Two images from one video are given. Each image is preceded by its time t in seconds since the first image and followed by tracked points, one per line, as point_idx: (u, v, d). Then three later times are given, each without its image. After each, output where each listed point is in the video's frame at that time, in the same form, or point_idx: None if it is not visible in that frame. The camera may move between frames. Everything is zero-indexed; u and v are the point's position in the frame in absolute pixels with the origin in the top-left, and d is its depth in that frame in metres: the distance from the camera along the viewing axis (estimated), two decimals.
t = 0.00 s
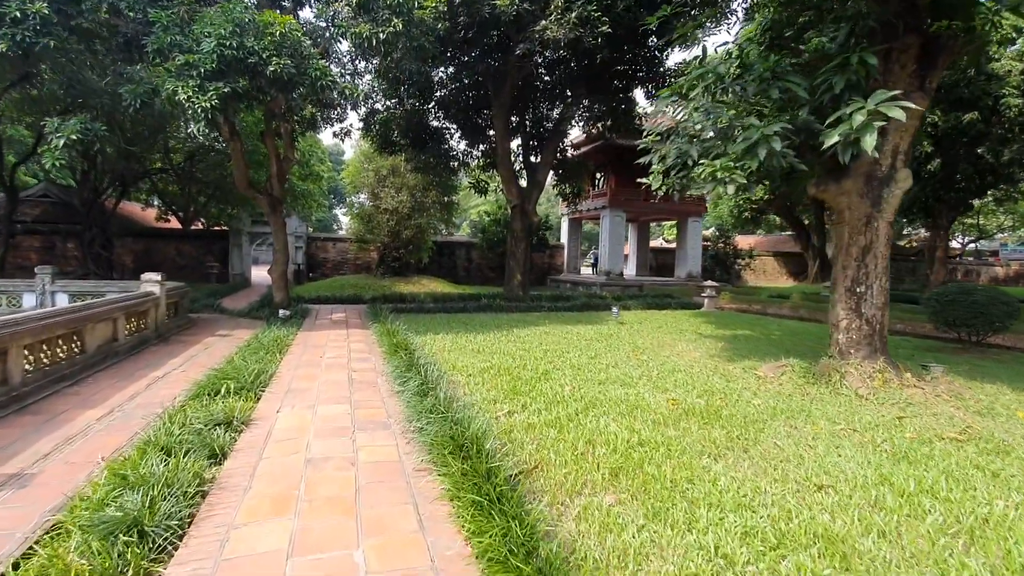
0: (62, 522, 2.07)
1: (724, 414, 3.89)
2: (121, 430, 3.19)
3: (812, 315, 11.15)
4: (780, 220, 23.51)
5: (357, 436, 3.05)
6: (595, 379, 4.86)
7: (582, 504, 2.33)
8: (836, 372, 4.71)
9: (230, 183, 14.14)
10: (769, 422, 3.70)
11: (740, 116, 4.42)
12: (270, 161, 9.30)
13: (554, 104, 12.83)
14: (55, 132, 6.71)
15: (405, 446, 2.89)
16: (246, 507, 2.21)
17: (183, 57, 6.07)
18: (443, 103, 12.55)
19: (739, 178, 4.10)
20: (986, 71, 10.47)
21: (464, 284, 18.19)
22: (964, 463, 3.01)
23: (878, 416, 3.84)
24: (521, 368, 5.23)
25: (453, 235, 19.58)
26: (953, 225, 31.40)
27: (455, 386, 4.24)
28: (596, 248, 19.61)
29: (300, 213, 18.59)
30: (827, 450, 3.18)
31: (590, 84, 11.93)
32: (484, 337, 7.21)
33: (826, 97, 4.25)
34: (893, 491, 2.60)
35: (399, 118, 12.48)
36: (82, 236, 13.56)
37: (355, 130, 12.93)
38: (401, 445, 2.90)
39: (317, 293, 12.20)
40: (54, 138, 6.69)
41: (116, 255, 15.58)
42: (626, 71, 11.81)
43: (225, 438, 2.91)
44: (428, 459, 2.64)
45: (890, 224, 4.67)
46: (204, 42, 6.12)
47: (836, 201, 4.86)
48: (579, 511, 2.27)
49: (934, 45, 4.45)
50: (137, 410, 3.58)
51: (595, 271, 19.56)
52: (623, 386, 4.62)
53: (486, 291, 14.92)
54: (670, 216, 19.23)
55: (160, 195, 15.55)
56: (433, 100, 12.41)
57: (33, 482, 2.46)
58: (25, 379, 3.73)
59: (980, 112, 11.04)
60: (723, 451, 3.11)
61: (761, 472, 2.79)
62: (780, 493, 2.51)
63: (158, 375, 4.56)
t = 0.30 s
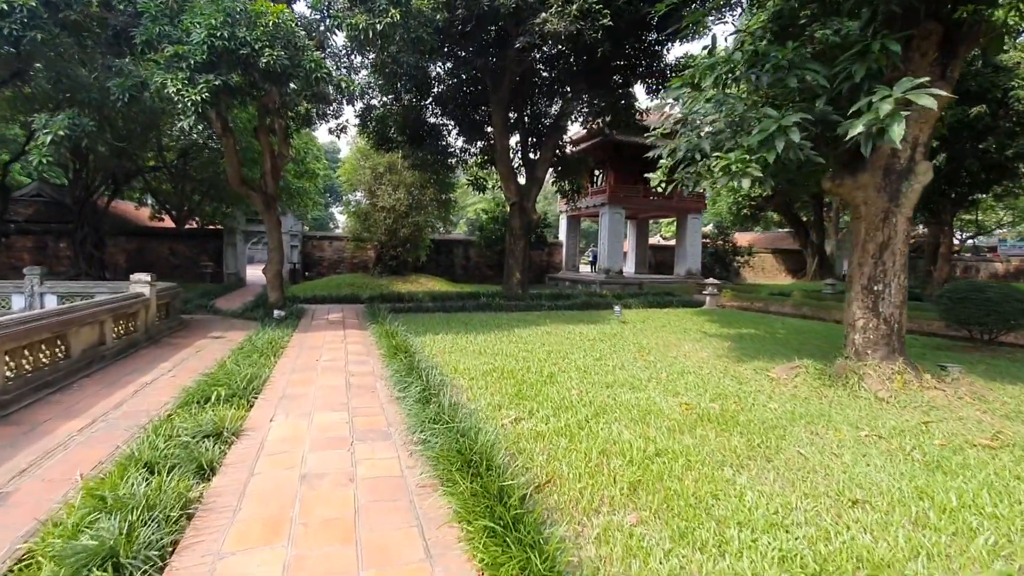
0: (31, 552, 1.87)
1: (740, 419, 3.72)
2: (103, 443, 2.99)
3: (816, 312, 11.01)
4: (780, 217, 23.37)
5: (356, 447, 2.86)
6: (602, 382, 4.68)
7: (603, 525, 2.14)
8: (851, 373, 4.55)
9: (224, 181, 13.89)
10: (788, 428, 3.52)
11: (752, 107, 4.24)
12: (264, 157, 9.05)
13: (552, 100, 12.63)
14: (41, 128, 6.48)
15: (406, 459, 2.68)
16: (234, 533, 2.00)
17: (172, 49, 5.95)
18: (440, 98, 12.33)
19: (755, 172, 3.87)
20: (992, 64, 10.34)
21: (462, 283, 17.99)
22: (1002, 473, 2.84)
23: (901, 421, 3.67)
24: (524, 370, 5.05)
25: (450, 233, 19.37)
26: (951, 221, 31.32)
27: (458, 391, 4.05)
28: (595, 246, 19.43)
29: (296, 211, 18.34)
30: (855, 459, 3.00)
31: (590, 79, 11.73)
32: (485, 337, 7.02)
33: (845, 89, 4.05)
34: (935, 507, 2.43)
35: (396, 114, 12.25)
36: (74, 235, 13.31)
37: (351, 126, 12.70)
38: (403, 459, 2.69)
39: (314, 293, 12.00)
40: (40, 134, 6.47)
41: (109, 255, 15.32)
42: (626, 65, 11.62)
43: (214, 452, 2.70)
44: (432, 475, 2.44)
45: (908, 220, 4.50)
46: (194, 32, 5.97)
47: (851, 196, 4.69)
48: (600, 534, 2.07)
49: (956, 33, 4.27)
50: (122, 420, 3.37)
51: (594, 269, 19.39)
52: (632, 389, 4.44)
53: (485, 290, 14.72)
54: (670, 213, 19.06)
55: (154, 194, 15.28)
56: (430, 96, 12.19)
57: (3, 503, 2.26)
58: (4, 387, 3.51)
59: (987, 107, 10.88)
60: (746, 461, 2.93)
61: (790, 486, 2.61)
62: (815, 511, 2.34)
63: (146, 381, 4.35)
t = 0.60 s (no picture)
0: None
1: (739, 426, 3.61)
2: (63, 463, 2.74)
3: (801, 312, 11.06)
4: (762, 217, 23.56)
5: (340, 464, 2.66)
6: (595, 387, 4.54)
7: (608, 551, 1.99)
8: (847, 377, 4.47)
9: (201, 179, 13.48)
10: (789, 436, 3.41)
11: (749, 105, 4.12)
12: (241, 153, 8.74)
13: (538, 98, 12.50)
14: (3, 122, 6.14)
15: (394, 478, 2.50)
16: (204, 569, 1.80)
17: (142, 39, 5.68)
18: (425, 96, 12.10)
19: (754, 172, 3.74)
20: (973, 67, 10.46)
21: (447, 283, 17.77)
22: (1010, 483, 2.77)
23: (902, 428, 3.59)
24: (515, 375, 4.89)
25: (435, 232, 19.14)
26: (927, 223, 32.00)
27: (447, 399, 3.86)
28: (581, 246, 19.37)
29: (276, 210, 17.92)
30: (861, 470, 2.89)
31: (576, 78, 11.62)
32: (472, 341, 6.85)
33: (844, 88, 3.96)
34: (950, 524, 2.32)
35: (380, 111, 12.00)
36: (43, 234, 12.80)
37: (333, 123, 12.40)
38: (390, 477, 2.51)
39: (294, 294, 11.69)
40: (3, 128, 6.13)
41: (80, 254, 14.79)
42: (612, 64, 11.53)
43: (184, 473, 2.49)
44: (422, 497, 2.26)
45: (905, 222, 4.43)
46: (166, 20, 5.73)
47: (847, 198, 4.62)
48: (607, 563, 1.92)
49: (952, 33, 4.23)
50: (85, 437, 3.12)
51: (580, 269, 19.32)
52: (626, 395, 4.31)
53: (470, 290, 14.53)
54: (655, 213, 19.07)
55: (127, 192, 14.80)
56: (415, 93, 11.96)
57: None
58: None
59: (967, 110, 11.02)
60: (750, 474, 2.81)
61: (799, 502, 2.48)
62: (829, 530, 2.22)
63: (113, 391, 4.08)
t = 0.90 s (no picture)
0: None
1: (739, 432, 3.48)
2: (16, 480, 2.50)
3: (787, 313, 11.08)
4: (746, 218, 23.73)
5: (320, 480, 2.45)
6: (589, 391, 4.40)
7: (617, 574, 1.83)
8: (844, 379, 4.39)
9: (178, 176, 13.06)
10: (792, 442, 3.29)
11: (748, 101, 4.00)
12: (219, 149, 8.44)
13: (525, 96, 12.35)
14: None
15: (381, 495, 2.30)
16: None
17: (109, 25, 5.50)
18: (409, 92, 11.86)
19: (755, 168, 3.60)
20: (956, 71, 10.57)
21: (432, 283, 17.53)
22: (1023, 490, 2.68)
23: (905, 433, 3.50)
24: (505, 379, 4.72)
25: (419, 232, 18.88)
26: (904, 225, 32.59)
27: (435, 406, 3.67)
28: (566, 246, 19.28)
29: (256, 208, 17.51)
30: (871, 479, 2.78)
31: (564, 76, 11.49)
32: (460, 343, 6.66)
33: (843, 85, 3.87)
34: (971, 537, 2.22)
35: (364, 108, 11.74)
36: (10, 232, 12.29)
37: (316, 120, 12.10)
38: (376, 495, 2.31)
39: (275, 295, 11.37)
40: None
41: (50, 253, 14.25)
42: (600, 63, 11.46)
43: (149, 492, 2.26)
44: (412, 517, 2.08)
45: (902, 221, 4.37)
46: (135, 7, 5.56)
47: (844, 197, 4.54)
48: None
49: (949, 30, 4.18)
50: (42, 451, 2.86)
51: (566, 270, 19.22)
52: (621, 399, 4.17)
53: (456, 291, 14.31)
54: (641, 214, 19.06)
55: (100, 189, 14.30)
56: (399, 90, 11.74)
57: None
58: None
59: (949, 112, 11.15)
60: (758, 484, 2.67)
61: (812, 515, 2.36)
62: (847, 546, 2.09)
63: (76, 400, 3.80)
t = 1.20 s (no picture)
0: None
1: (731, 442, 3.38)
2: None
3: (762, 316, 11.18)
4: (719, 222, 24.07)
5: (289, 510, 2.23)
6: (573, 401, 4.25)
7: None
8: (828, 386, 4.34)
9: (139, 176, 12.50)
10: (786, 453, 3.19)
11: (736, 102, 3.91)
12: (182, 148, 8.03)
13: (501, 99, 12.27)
14: None
15: (356, 528, 2.09)
16: None
17: (59, 12, 5.19)
18: (383, 92, 11.59)
19: (744, 171, 3.52)
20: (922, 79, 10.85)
21: (407, 288, 17.21)
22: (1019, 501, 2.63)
23: (895, 441, 3.45)
24: (486, 389, 4.53)
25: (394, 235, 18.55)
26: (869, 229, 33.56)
27: (414, 421, 3.46)
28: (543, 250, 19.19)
29: (224, 210, 16.93)
30: (869, 492, 2.69)
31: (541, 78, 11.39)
32: (437, 350, 6.45)
33: (830, 87, 3.82)
34: (979, 555, 2.13)
35: (336, 108, 11.43)
36: None
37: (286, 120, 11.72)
38: (350, 526, 2.10)
39: (243, 301, 10.94)
40: None
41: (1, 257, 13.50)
42: (577, 66, 11.41)
43: (93, 531, 2.01)
44: (392, 554, 1.88)
45: (884, 226, 4.35)
46: None
47: (827, 202, 4.50)
48: None
49: (930, 35, 4.21)
50: None
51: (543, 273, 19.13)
52: (607, 409, 4.03)
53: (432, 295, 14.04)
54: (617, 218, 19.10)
55: (55, 190, 13.60)
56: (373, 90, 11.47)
57: None
58: None
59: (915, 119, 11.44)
60: (758, 501, 2.54)
61: (815, 534, 2.24)
62: (856, 570, 1.98)
63: (20, 419, 3.47)
